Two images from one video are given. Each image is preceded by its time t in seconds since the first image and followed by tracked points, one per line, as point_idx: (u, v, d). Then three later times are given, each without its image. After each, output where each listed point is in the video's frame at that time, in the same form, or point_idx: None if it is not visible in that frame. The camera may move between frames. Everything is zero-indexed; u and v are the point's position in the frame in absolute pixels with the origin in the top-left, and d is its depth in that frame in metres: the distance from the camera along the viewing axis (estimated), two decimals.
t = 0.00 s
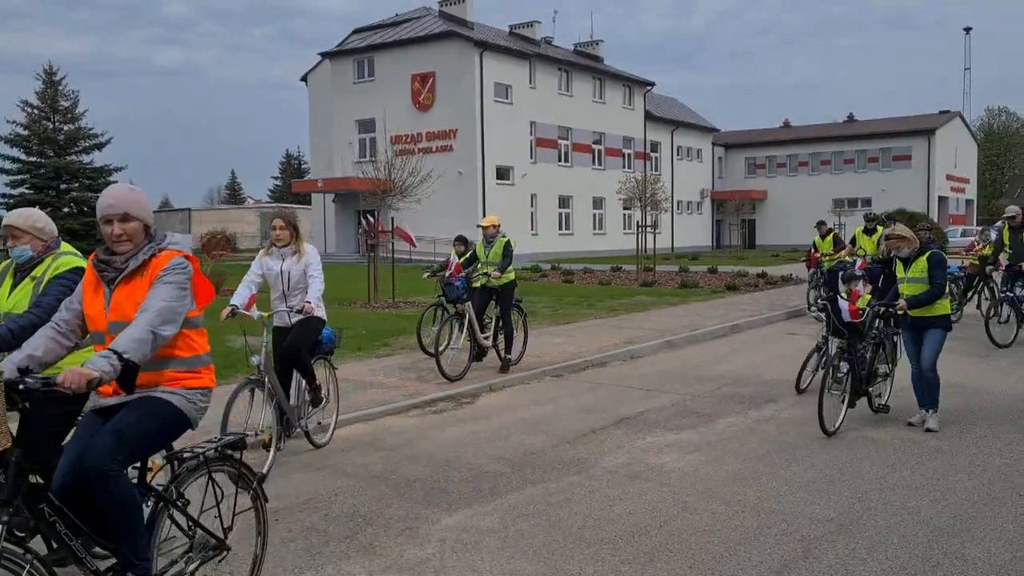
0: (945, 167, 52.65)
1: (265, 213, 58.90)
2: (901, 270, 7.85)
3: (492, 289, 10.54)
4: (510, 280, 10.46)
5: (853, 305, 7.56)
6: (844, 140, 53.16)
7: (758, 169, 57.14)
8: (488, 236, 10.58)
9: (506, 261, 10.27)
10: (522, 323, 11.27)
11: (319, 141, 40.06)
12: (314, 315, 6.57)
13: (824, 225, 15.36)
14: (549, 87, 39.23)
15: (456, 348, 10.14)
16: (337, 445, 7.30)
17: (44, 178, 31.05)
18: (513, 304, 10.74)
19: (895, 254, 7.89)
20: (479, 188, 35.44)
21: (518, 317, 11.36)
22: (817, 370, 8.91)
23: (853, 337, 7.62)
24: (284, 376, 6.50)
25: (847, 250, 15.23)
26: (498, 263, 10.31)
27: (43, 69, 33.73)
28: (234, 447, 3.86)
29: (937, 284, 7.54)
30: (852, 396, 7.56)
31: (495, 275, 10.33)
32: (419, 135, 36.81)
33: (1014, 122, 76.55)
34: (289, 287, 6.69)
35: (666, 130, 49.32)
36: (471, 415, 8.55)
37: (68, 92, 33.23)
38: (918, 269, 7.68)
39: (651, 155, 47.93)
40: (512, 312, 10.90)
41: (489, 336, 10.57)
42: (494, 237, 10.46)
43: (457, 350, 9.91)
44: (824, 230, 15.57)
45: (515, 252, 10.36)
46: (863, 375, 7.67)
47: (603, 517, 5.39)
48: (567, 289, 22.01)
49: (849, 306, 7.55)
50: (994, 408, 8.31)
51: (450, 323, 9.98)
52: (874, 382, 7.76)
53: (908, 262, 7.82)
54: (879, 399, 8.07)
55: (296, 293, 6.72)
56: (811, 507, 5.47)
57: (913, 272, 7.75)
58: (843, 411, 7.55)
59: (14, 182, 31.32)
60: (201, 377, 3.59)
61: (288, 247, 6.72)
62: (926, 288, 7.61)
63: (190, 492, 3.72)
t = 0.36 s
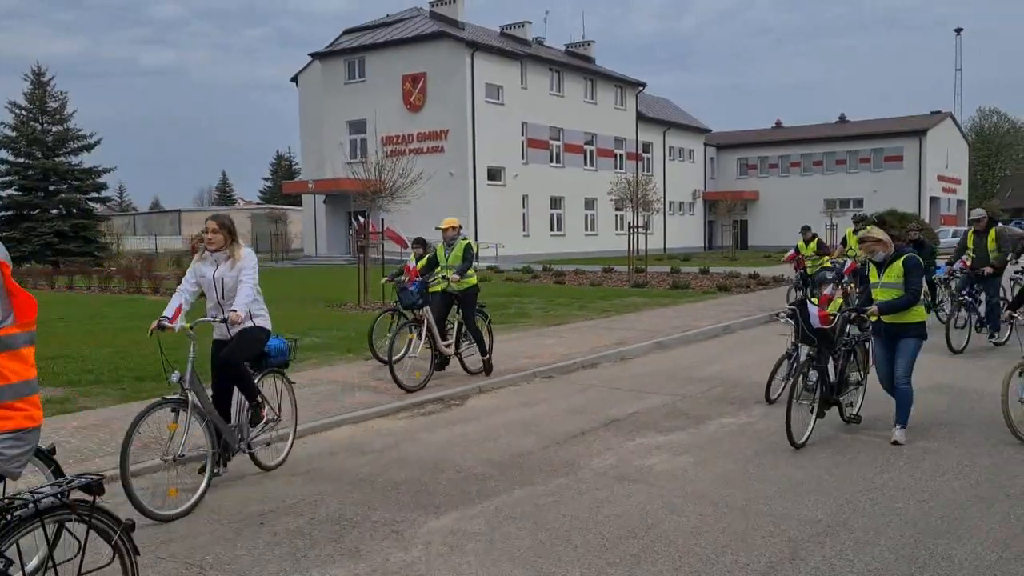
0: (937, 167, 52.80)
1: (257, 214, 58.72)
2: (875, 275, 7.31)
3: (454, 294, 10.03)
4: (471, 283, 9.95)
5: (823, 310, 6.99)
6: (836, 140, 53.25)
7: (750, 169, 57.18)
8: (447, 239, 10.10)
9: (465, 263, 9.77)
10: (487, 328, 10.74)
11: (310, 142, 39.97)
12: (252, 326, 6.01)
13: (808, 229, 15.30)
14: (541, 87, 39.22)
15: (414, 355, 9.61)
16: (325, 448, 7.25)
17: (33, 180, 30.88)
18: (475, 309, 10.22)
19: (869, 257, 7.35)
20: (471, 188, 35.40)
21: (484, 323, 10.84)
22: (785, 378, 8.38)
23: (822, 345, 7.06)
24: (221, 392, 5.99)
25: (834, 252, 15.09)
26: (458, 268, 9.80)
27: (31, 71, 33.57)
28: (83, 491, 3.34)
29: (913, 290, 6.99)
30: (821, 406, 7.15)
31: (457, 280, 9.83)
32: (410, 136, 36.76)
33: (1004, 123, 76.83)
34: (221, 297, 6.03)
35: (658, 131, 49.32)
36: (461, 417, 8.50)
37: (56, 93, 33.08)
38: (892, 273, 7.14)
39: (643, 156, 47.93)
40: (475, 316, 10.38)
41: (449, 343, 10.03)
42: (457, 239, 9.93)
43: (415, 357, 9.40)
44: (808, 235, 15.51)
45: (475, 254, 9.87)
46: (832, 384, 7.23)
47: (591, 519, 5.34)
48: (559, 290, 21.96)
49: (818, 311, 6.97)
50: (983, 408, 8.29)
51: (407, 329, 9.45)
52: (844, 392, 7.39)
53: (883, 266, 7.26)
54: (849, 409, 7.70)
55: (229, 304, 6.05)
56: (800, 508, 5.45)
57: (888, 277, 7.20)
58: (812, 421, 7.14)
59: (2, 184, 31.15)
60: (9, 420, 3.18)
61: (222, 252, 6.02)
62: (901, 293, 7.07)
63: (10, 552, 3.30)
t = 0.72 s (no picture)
0: (930, 168, 53.00)
1: (251, 214, 58.63)
2: (845, 279, 6.69)
3: (412, 298, 9.47)
4: (429, 286, 9.37)
5: (786, 314, 6.52)
6: (829, 141, 53.38)
7: (744, 169, 57.27)
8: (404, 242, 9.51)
9: (421, 264, 9.18)
10: (449, 333, 10.27)
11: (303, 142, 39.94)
12: (174, 335, 5.46)
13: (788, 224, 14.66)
14: (535, 88, 39.25)
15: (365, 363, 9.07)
16: (315, 448, 7.26)
17: (25, 179, 30.77)
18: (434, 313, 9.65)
19: (838, 259, 6.74)
20: (464, 188, 35.40)
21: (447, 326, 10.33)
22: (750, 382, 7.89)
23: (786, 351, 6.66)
24: (138, 408, 5.41)
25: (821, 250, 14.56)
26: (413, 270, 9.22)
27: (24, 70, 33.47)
28: None
29: (883, 295, 6.42)
30: (789, 414, 6.82)
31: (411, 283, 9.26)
32: (404, 136, 36.74)
33: (997, 124, 77.12)
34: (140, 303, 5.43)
35: (652, 132, 49.38)
36: (452, 417, 8.52)
37: (49, 93, 32.97)
38: (863, 278, 6.53)
39: (637, 156, 48.01)
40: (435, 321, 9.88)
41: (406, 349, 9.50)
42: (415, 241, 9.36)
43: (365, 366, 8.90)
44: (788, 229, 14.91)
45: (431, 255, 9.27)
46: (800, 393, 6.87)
47: (580, 519, 5.36)
48: (551, 290, 21.98)
49: (781, 314, 6.53)
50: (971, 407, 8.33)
51: (356, 336, 8.90)
52: (814, 398, 7.05)
53: (853, 270, 6.64)
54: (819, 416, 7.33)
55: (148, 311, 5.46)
56: (788, 507, 5.48)
57: (859, 282, 6.58)
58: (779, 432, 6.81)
59: None
60: None
61: (142, 253, 5.43)
62: (871, 300, 6.49)
63: None
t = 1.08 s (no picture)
0: (914, 168, 53.28)
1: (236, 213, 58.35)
2: (801, 277, 6.43)
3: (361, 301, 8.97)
4: (378, 288, 8.85)
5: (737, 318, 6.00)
6: (815, 141, 53.58)
7: (730, 169, 57.40)
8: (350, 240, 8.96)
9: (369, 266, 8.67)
10: (404, 338, 9.85)
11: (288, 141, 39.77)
12: (64, 347, 4.93)
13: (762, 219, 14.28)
14: (521, 87, 39.21)
15: (305, 368, 8.65)
16: (297, 447, 7.24)
17: (8, 178, 30.54)
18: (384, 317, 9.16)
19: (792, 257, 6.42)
20: (451, 188, 35.36)
21: (400, 328, 9.87)
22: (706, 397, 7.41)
23: (738, 358, 6.15)
24: (24, 430, 4.94)
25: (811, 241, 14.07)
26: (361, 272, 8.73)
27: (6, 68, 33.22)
28: None
29: (838, 294, 6.11)
30: (744, 424, 6.40)
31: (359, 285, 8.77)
32: (390, 135, 36.66)
33: (981, 124, 77.62)
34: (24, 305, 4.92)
35: (638, 131, 49.44)
36: (436, 416, 8.48)
37: (31, 91, 32.75)
38: (819, 275, 6.25)
39: (623, 156, 48.07)
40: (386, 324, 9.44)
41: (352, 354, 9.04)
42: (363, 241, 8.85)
43: (305, 371, 8.51)
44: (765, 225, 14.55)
45: (380, 257, 8.75)
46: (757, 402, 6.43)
47: (562, 518, 5.34)
48: (538, 290, 21.94)
49: (730, 318, 5.98)
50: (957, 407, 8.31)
51: (295, 340, 8.46)
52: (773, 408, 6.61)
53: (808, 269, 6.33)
54: (778, 427, 6.92)
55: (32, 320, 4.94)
56: (770, 505, 5.48)
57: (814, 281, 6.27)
58: (733, 442, 6.40)
59: None
60: None
61: (26, 255, 4.86)
62: (826, 299, 6.21)
63: None
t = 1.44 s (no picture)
0: (886, 168, 53.80)
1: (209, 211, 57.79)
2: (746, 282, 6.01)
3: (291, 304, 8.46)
4: (309, 290, 8.38)
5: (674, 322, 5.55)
6: (789, 141, 53.97)
7: (705, 168, 57.66)
8: (280, 240, 8.53)
9: (300, 266, 8.19)
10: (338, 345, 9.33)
11: (261, 139, 39.42)
12: None
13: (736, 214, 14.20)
14: (498, 86, 39.15)
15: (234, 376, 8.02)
16: (269, 448, 7.15)
17: None
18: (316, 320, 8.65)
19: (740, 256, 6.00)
20: (426, 186, 35.22)
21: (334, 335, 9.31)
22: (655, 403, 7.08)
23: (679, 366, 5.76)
24: None
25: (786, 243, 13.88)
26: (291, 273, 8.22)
27: None
28: None
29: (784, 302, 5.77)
30: (685, 436, 6.04)
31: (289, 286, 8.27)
32: (365, 133, 36.47)
33: (952, 125, 78.62)
34: None
35: (614, 130, 49.55)
36: (410, 416, 8.41)
37: None
38: (765, 278, 5.93)
39: (599, 155, 48.15)
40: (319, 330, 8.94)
41: (284, 361, 8.47)
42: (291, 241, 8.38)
43: (234, 378, 7.89)
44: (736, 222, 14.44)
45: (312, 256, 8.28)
46: (699, 412, 6.07)
47: (536, 518, 5.31)
48: (515, 289, 21.90)
49: (667, 323, 5.51)
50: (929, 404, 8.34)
51: (222, 346, 7.79)
52: (717, 418, 6.21)
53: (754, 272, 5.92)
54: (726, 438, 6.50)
55: None
56: (743, 503, 5.47)
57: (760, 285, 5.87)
58: (674, 453, 6.06)
59: None
60: None
61: None
62: (773, 304, 5.89)
63: None
